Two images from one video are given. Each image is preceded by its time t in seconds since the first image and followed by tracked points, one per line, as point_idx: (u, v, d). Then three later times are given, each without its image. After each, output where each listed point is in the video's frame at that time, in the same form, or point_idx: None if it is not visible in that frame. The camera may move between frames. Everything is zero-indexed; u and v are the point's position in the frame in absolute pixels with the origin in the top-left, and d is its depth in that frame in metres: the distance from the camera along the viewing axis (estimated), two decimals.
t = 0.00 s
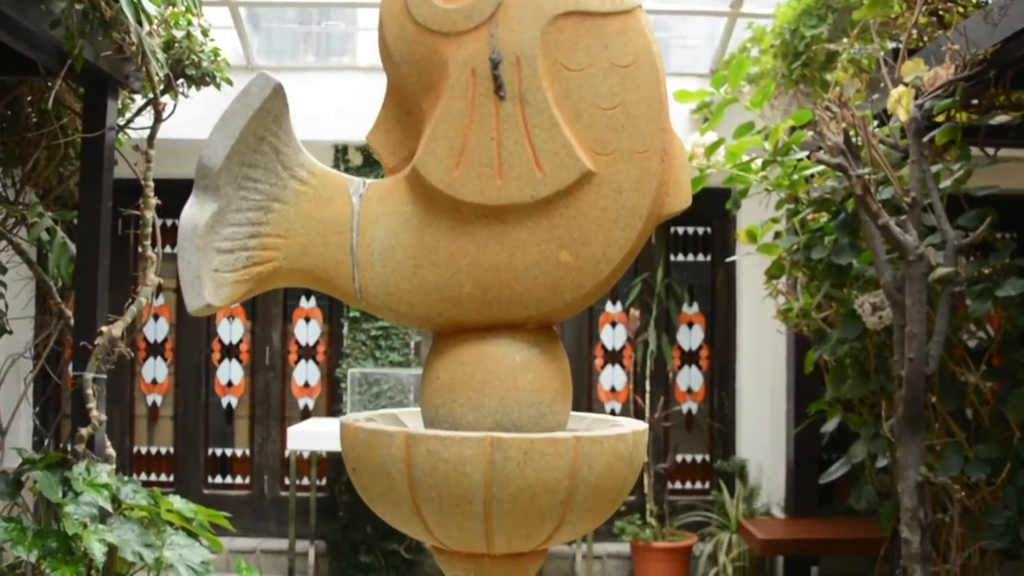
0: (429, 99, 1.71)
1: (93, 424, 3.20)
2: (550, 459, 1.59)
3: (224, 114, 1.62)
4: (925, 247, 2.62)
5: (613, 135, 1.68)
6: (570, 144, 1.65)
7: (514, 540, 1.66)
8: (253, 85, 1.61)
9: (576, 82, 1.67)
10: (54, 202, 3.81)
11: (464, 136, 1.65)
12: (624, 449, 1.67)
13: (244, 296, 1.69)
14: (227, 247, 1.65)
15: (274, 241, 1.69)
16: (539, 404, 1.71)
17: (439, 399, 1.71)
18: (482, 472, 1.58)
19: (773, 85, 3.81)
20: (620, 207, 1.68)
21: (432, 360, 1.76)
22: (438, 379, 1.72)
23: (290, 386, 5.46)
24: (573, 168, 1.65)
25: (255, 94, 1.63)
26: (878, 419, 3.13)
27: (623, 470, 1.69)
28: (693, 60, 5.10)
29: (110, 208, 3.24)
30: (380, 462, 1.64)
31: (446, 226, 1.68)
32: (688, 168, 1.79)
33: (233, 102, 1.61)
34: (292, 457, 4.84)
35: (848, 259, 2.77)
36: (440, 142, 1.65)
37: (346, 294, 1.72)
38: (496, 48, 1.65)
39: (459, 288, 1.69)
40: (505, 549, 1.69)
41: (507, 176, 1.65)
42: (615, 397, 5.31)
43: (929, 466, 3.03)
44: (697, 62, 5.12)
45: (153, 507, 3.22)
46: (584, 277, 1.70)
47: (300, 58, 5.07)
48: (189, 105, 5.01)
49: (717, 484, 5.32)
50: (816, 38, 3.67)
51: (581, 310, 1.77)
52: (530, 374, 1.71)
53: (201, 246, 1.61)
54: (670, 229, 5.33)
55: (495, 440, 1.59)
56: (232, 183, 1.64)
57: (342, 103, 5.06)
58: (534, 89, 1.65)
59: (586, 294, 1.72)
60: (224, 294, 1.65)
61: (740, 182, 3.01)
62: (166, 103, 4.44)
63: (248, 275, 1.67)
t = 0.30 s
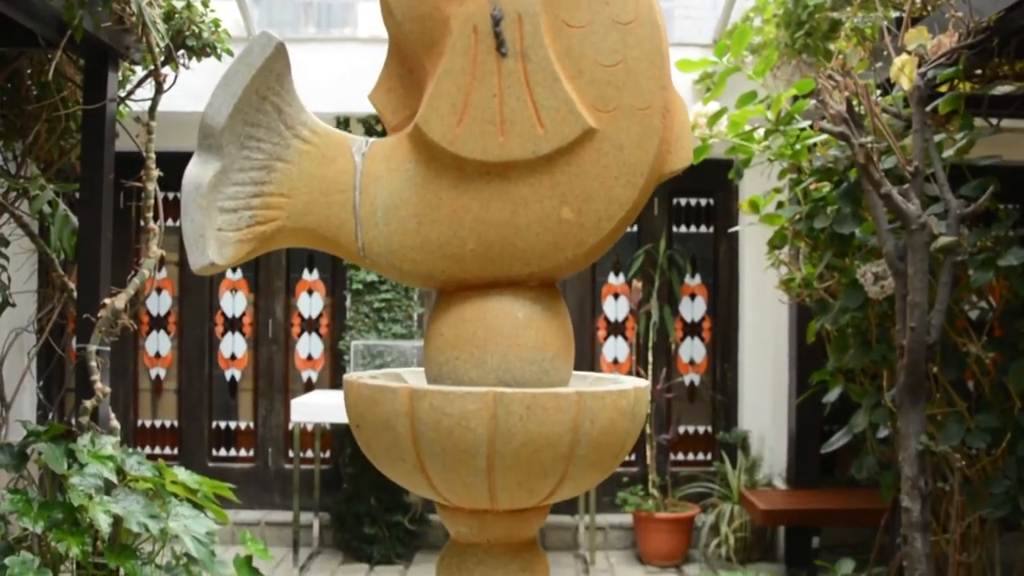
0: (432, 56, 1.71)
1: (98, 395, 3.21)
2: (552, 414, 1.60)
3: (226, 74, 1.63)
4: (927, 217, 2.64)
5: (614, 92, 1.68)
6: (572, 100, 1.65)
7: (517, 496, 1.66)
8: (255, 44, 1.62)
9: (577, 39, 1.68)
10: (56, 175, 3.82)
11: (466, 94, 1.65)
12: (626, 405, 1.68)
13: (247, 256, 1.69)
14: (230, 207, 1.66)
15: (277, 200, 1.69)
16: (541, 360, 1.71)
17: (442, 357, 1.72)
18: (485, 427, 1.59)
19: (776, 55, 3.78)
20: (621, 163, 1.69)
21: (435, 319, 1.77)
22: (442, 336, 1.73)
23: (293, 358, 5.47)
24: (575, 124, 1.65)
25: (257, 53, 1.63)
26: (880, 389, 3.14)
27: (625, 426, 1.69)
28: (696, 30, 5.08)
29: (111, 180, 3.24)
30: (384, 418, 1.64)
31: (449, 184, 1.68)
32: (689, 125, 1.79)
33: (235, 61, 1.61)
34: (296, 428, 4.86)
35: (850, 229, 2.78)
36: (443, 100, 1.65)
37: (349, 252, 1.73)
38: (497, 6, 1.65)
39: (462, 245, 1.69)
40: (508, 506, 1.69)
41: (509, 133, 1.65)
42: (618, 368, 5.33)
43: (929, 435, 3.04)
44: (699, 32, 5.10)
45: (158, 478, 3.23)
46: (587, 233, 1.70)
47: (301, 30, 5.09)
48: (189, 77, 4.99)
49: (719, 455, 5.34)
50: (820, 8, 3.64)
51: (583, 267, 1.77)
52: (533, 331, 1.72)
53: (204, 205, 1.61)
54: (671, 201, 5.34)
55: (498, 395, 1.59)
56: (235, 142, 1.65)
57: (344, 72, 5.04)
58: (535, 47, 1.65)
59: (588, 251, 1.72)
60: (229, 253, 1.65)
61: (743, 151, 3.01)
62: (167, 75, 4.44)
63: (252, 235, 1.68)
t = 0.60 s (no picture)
0: (435, 17, 1.73)
1: (103, 368, 3.23)
2: (556, 370, 1.63)
3: (231, 34, 1.65)
4: (930, 188, 2.64)
5: (617, 51, 1.70)
6: (575, 59, 1.68)
7: (520, 453, 1.70)
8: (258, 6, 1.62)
9: None
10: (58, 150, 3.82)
11: (470, 53, 1.68)
12: (630, 362, 1.71)
13: (252, 215, 1.72)
14: (235, 167, 1.69)
15: (282, 161, 1.72)
16: (545, 318, 1.75)
17: (447, 315, 1.76)
18: (489, 382, 1.63)
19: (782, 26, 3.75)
20: (625, 122, 1.70)
21: (441, 278, 1.80)
22: (447, 296, 1.77)
23: (297, 332, 5.48)
24: (578, 83, 1.67)
25: (260, 14, 1.64)
26: (882, 360, 3.14)
27: (629, 385, 1.73)
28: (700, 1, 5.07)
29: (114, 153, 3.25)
30: (389, 376, 1.68)
31: (453, 143, 1.71)
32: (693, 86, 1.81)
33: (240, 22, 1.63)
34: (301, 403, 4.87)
35: (854, 201, 2.78)
36: (447, 60, 1.67)
37: (355, 213, 1.75)
38: None
39: (466, 205, 1.72)
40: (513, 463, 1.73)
41: (513, 92, 1.67)
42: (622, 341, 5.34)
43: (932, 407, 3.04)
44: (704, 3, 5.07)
45: (164, 452, 3.25)
46: (590, 192, 1.72)
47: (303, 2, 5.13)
48: (191, 51, 4.99)
49: (723, 428, 5.35)
50: None
51: (587, 227, 1.80)
52: (536, 289, 1.75)
53: (210, 165, 1.65)
54: (675, 174, 5.32)
55: (502, 351, 1.63)
56: (240, 104, 1.67)
57: (345, 45, 5.04)
58: (538, 6, 1.68)
59: (592, 209, 1.75)
60: (235, 213, 1.68)
61: (747, 123, 3.01)
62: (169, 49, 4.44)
63: (257, 196, 1.71)
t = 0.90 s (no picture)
0: None
1: (110, 344, 3.24)
2: (560, 331, 1.52)
3: None
4: (935, 162, 2.64)
5: (620, 14, 1.60)
6: (580, 23, 1.57)
7: (526, 415, 1.58)
8: None
9: None
10: (63, 126, 3.84)
11: (475, 16, 1.56)
12: (634, 325, 1.60)
13: (260, 182, 1.63)
14: (242, 133, 1.60)
15: (288, 127, 1.63)
16: (550, 282, 1.65)
17: (452, 279, 1.65)
18: (494, 344, 1.51)
19: None
20: (628, 87, 1.60)
21: (445, 242, 1.70)
22: (453, 260, 1.66)
23: (303, 309, 5.49)
24: (581, 48, 1.57)
25: None
26: (886, 334, 3.15)
27: (633, 346, 1.61)
28: None
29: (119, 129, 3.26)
30: (394, 337, 1.57)
31: (458, 107, 1.61)
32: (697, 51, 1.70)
33: None
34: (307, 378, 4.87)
35: (858, 173, 2.75)
36: (450, 24, 1.56)
37: (360, 178, 1.66)
38: None
39: (471, 168, 1.62)
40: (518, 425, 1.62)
41: (517, 57, 1.56)
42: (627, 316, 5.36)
43: (936, 381, 3.04)
44: None
45: (171, 426, 3.26)
46: (594, 156, 1.62)
47: None
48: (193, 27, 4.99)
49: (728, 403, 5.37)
50: None
51: (592, 191, 1.69)
52: (541, 253, 1.65)
53: (216, 131, 1.56)
54: (680, 148, 5.31)
55: (506, 312, 1.52)
56: (246, 70, 1.58)
57: (347, 17, 5.03)
58: None
59: (596, 173, 1.64)
60: (242, 179, 1.60)
61: (751, 97, 3.02)
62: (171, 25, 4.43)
63: (264, 162, 1.62)
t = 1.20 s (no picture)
0: None
1: (118, 321, 3.26)
2: (561, 297, 1.41)
3: None
4: (942, 137, 2.64)
5: None
6: None
7: (528, 382, 1.48)
8: None
9: None
10: (71, 104, 3.86)
11: None
12: (633, 292, 1.49)
13: (265, 152, 1.55)
14: (246, 103, 1.52)
15: (293, 96, 1.54)
16: (551, 250, 1.55)
17: (454, 246, 1.57)
18: (496, 310, 1.41)
19: None
20: (629, 55, 1.50)
21: (447, 210, 1.61)
22: (455, 227, 1.57)
23: (310, 287, 5.51)
24: (583, 16, 1.47)
25: None
26: (891, 311, 3.16)
27: (632, 313, 1.51)
28: None
29: (126, 107, 3.28)
30: (398, 305, 1.47)
31: (459, 75, 1.51)
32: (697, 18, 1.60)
33: None
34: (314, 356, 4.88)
35: (865, 149, 2.75)
36: None
37: (363, 147, 1.58)
38: None
39: (472, 136, 1.53)
40: (519, 393, 1.52)
41: (518, 26, 1.46)
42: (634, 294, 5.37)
43: (941, 358, 3.05)
44: None
45: (179, 403, 3.28)
46: (595, 124, 1.52)
47: None
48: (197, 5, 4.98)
49: (734, 379, 5.38)
50: None
51: (596, 159, 1.60)
52: (543, 221, 1.56)
53: (222, 101, 1.49)
54: (687, 126, 5.30)
55: (509, 278, 1.41)
56: (252, 39, 1.50)
57: None
58: None
59: (598, 141, 1.55)
60: (246, 149, 1.51)
61: (758, 73, 3.03)
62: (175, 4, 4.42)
63: (268, 132, 1.53)
